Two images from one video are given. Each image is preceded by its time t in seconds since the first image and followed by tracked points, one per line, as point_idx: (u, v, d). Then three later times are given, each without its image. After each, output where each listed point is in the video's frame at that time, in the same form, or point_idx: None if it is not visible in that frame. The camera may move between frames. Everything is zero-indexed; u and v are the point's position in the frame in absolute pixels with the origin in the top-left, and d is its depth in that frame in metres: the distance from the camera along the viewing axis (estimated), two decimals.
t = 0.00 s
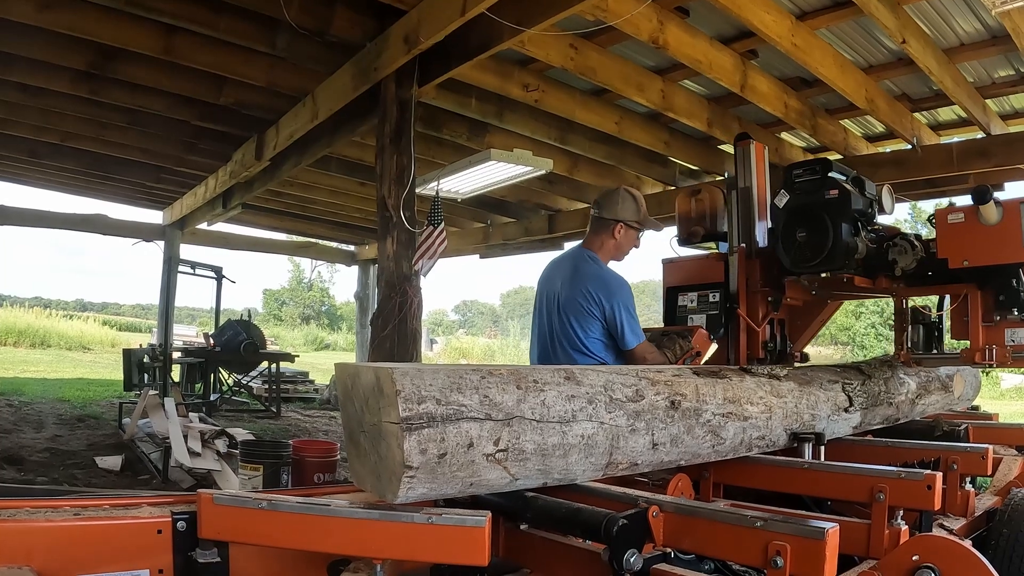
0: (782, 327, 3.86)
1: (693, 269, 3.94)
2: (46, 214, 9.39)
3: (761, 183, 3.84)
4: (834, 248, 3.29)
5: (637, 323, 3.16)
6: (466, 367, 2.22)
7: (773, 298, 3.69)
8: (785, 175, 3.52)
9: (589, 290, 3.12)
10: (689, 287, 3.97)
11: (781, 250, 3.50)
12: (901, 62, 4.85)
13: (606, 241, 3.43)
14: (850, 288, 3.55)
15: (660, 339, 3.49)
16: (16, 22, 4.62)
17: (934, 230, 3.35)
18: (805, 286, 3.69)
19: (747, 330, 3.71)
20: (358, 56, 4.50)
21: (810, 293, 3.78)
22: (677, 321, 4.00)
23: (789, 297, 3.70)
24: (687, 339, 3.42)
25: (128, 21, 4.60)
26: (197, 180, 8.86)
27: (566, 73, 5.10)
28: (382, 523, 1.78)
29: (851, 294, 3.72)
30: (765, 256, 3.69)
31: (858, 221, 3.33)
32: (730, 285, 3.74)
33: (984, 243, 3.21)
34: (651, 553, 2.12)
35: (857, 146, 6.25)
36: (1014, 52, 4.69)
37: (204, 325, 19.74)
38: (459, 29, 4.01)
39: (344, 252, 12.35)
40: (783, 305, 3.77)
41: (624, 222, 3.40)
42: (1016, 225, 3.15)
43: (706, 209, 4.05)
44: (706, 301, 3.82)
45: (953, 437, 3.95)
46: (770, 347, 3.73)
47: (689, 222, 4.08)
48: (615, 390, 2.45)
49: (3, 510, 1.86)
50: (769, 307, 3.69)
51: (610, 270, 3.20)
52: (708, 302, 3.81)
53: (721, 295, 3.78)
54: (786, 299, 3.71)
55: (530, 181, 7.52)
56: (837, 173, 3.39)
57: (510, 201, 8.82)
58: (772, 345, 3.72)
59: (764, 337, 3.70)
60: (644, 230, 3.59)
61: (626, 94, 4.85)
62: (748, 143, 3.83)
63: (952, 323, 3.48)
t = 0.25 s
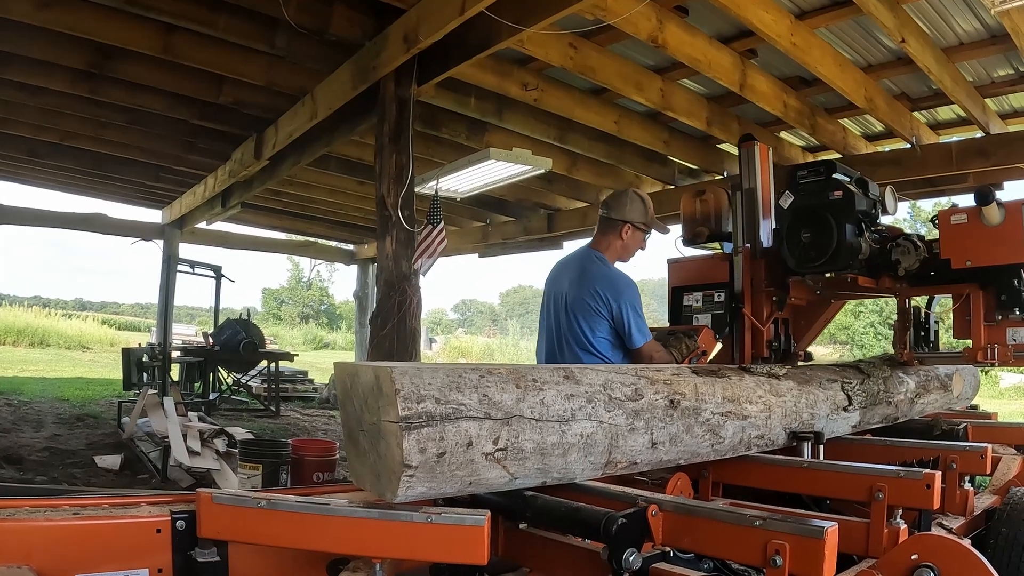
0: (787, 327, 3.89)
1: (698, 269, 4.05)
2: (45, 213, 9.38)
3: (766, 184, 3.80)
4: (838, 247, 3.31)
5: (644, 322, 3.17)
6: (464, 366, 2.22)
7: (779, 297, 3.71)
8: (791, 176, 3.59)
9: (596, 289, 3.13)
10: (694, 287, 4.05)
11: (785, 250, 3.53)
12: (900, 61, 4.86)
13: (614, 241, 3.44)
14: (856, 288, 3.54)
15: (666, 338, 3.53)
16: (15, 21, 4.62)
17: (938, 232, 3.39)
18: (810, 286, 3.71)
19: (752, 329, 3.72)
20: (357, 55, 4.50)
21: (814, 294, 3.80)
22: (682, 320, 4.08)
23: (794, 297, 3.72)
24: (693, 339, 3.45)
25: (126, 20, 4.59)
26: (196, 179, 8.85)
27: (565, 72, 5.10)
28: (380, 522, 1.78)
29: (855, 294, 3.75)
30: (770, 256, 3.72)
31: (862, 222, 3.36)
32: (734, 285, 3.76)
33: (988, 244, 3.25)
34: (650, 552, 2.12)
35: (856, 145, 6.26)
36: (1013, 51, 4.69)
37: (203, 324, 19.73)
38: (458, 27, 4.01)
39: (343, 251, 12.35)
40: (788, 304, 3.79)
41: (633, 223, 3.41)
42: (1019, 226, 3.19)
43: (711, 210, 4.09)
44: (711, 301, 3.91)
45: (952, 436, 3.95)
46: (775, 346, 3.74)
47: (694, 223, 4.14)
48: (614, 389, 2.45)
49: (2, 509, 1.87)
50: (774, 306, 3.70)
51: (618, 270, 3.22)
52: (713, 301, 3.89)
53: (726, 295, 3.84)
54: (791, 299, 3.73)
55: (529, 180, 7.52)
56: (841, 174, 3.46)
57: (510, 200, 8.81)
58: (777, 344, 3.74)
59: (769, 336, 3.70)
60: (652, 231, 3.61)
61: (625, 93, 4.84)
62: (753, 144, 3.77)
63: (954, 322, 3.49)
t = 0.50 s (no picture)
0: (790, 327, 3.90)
1: (702, 269, 4.09)
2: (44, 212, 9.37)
3: (770, 186, 3.76)
4: (843, 247, 3.33)
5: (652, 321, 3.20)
6: (463, 365, 2.22)
7: (782, 297, 3.72)
8: (795, 177, 3.61)
9: (604, 288, 3.15)
10: (698, 286, 4.08)
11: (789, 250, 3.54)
12: (899, 60, 4.86)
13: (622, 242, 3.47)
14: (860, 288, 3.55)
15: (672, 337, 3.54)
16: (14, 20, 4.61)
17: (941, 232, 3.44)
18: (814, 285, 3.71)
19: (757, 329, 3.72)
20: (357, 53, 4.50)
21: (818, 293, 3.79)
22: (685, 319, 4.09)
23: (798, 296, 3.72)
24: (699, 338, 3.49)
25: (125, 20, 4.59)
26: (196, 179, 8.85)
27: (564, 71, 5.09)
28: (379, 521, 1.78)
29: (858, 294, 3.74)
30: (774, 256, 3.70)
31: (865, 222, 3.39)
32: (738, 285, 3.76)
33: (990, 244, 3.30)
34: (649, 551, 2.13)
35: (854, 144, 6.27)
36: (1012, 51, 4.69)
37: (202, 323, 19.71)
38: (457, 27, 4.00)
39: (343, 250, 12.35)
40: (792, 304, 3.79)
41: (640, 224, 3.44)
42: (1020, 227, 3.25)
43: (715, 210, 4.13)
44: (715, 301, 3.94)
45: (951, 435, 3.95)
46: (779, 345, 3.76)
47: (699, 223, 4.17)
48: (613, 388, 2.45)
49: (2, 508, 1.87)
50: (778, 305, 3.71)
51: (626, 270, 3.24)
52: (718, 301, 3.92)
53: (731, 294, 3.87)
54: (795, 298, 3.73)
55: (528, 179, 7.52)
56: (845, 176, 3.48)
57: (509, 199, 8.81)
58: (780, 344, 3.75)
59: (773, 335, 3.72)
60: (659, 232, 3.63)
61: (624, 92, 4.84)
62: (757, 146, 3.74)
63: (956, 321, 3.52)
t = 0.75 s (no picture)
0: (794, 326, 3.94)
1: (708, 268, 4.06)
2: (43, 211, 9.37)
3: (775, 187, 3.83)
4: (847, 247, 3.35)
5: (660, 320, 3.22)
6: (462, 364, 2.22)
7: (787, 296, 3.74)
8: (799, 179, 3.64)
9: (614, 287, 3.16)
10: (704, 286, 4.06)
11: (794, 250, 3.57)
12: (898, 59, 4.86)
13: (630, 241, 3.48)
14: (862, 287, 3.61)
15: (678, 336, 3.55)
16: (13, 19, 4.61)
17: (943, 233, 3.45)
18: (818, 285, 3.74)
19: (762, 328, 3.75)
20: (356, 52, 4.50)
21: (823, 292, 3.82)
22: (691, 318, 4.11)
23: (802, 296, 3.74)
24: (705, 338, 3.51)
25: (124, 19, 4.59)
26: (195, 178, 8.84)
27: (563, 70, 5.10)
28: (378, 520, 1.77)
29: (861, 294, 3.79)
30: (778, 256, 3.72)
31: (869, 222, 3.41)
32: (743, 284, 3.78)
33: (992, 244, 3.31)
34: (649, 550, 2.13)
35: (853, 143, 6.27)
36: (1011, 50, 4.69)
37: (201, 323, 19.70)
38: (456, 25, 4.00)
39: (342, 249, 12.35)
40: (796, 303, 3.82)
41: (648, 224, 3.44)
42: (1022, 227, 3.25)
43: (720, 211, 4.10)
44: (721, 300, 3.93)
45: (950, 434, 3.95)
46: (783, 344, 3.76)
47: (703, 224, 4.13)
48: (612, 387, 2.45)
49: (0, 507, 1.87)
50: (782, 305, 3.74)
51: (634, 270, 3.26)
52: (723, 301, 3.91)
53: (735, 293, 3.86)
54: (799, 298, 3.76)
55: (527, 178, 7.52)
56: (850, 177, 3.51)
57: (507, 198, 8.81)
58: (785, 343, 3.76)
59: (778, 334, 3.74)
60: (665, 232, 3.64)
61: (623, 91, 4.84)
62: (762, 146, 3.80)
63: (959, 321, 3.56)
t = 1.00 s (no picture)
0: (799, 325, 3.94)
1: (713, 268, 4.07)
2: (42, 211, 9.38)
3: (779, 187, 3.85)
4: (851, 248, 3.36)
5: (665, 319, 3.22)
6: (461, 363, 2.22)
7: (792, 296, 3.76)
8: (804, 180, 3.65)
9: (619, 287, 3.17)
10: (709, 286, 4.07)
11: (798, 250, 3.57)
12: (896, 58, 4.86)
13: (636, 241, 3.48)
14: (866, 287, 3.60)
15: (685, 334, 3.56)
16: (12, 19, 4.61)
17: (947, 234, 3.45)
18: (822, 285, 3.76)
19: (766, 328, 3.75)
20: (355, 52, 4.50)
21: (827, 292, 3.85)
22: (696, 318, 4.09)
23: (807, 296, 3.76)
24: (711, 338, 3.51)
25: (124, 18, 4.59)
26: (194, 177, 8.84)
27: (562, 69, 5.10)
28: (377, 519, 1.77)
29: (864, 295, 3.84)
30: (783, 257, 3.74)
31: (872, 223, 3.41)
32: (748, 284, 3.79)
33: (995, 245, 3.31)
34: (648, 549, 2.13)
35: (853, 142, 6.27)
36: (1010, 49, 4.70)
37: (200, 322, 19.69)
38: (455, 25, 4.00)
39: (341, 248, 12.34)
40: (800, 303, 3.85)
41: (654, 224, 3.45)
42: None
43: (725, 211, 4.11)
44: (725, 300, 3.93)
45: (949, 433, 3.95)
46: (788, 343, 3.79)
47: (708, 224, 4.17)
48: (611, 386, 2.45)
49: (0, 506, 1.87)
50: (787, 305, 3.75)
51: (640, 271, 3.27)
52: (728, 300, 3.91)
53: (740, 293, 3.86)
54: (804, 298, 3.79)
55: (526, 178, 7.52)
56: (853, 178, 3.52)
57: (507, 197, 8.81)
58: (789, 342, 3.78)
59: (782, 334, 3.75)
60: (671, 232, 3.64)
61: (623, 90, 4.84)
62: (766, 147, 3.83)
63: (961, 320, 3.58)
